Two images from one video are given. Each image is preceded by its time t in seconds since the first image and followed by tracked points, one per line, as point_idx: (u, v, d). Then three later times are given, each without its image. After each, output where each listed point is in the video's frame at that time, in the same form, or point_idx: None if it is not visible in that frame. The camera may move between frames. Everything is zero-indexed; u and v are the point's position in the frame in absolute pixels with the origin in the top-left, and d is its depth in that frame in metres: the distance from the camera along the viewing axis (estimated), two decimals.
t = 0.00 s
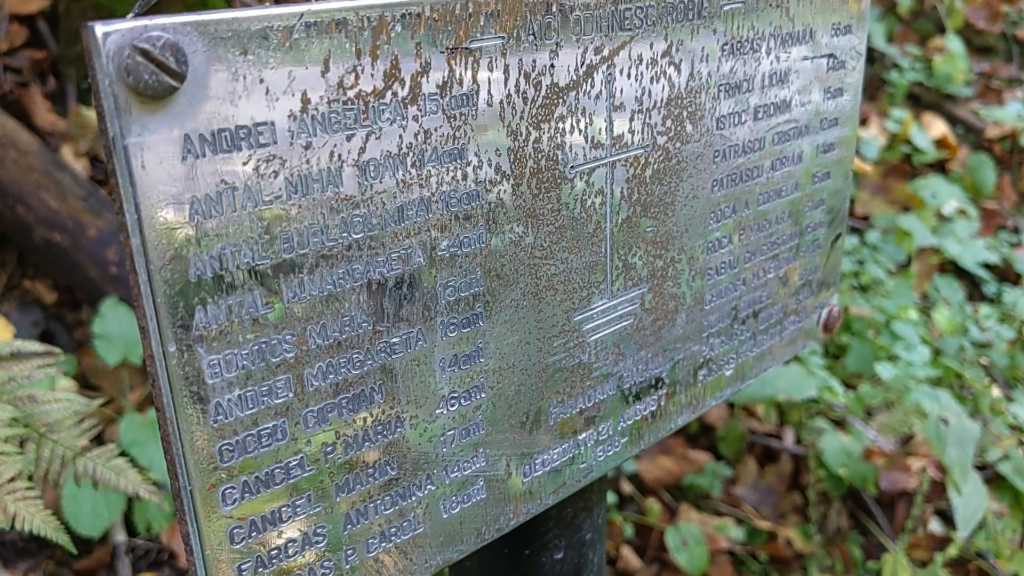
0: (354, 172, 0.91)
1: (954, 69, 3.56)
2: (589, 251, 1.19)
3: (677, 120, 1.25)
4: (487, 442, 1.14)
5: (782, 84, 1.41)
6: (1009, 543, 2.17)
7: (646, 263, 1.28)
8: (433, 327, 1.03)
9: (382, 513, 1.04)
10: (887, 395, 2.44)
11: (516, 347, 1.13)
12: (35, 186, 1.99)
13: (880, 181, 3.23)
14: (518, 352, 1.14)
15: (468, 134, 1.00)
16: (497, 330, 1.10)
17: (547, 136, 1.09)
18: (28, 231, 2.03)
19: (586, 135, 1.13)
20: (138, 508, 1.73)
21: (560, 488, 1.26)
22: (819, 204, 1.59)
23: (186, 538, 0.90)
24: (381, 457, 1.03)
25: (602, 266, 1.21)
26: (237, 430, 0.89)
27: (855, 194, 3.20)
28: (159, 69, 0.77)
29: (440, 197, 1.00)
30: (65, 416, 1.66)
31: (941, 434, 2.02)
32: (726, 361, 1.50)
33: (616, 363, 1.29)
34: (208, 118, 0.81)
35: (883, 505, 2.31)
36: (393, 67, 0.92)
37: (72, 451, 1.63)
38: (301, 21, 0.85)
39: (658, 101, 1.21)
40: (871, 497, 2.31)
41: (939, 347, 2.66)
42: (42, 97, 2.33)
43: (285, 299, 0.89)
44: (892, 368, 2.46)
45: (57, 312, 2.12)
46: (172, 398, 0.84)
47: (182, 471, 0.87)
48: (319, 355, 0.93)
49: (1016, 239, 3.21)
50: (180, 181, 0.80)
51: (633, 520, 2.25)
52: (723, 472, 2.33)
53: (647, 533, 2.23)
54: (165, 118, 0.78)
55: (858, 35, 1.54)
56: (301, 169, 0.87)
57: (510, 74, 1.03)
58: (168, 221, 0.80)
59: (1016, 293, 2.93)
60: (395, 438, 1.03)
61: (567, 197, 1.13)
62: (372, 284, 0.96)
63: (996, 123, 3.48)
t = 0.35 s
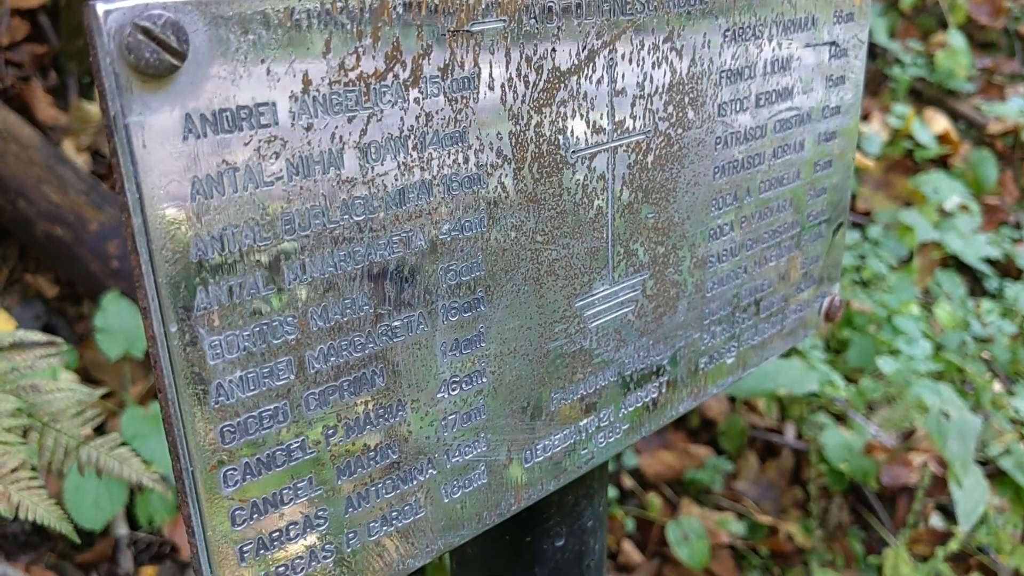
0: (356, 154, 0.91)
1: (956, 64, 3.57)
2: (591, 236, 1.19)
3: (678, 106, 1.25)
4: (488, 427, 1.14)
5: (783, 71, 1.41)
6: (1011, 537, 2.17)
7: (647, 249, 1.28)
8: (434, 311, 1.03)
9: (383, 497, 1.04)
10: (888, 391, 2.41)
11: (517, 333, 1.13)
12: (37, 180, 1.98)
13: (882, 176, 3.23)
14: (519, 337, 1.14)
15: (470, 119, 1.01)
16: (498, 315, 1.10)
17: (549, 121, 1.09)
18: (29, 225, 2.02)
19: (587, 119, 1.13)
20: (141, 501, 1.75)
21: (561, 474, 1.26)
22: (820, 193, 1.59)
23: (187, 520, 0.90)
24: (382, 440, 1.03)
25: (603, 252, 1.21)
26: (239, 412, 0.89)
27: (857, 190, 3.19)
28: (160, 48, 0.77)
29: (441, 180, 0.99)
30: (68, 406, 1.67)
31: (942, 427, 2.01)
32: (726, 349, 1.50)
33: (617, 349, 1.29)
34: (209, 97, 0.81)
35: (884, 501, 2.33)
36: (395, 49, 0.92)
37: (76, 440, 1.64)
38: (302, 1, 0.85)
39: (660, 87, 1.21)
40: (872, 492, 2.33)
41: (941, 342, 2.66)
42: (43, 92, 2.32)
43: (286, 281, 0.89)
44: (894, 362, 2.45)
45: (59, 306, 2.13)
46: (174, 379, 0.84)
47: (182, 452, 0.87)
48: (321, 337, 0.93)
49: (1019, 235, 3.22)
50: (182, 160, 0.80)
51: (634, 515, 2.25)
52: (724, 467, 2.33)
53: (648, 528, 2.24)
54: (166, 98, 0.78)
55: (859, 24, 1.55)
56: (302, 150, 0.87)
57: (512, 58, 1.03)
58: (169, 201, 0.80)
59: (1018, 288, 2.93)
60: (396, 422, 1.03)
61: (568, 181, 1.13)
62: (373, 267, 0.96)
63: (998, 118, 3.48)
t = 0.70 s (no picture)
0: (362, 137, 0.91)
1: (959, 58, 3.54)
2: (595, 222, 1.19)
3: (683, 93, 1.25)
4: (493, 412, 1.14)
5: (788, 59, 1.41)
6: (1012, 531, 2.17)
7: (652, 236, 1.28)
8: (439, 295, 1.03)
9: (388, 481, 1.05)
10: (892, 380, 2.41)
11: (522, 318, 1.14)
12: (40, 173, 1.99)
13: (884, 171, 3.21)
14: (523, 323, 1.14)
15: (475, 104, 1.01)
16: (504, 300, 1.11)
17: (554, 106, 1.09)
18: (32, 218, 2.02)
19: (592, 105, 1.13)
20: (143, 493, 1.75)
21: (565, 460, 1.26)
22: (824, 182, 1.59)
23: (194, 503, 0.90)
24: (387, 424, 1.03)
25: (608, 238, 1.21)
26: (245, 394, 0.90)
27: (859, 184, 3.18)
28: (168, 28, 0.77)
29: (447, 165, 1.00)
30: (74, 396, 1.68)
31: (945, 419, 2.01)
32: (730, 337, 1.50)
33: (622, 336, 1.29)
34: (216, 78, 0.81)
35: (885, 495, 2.34)
36: (401, 33, 0.92)
37: (82, 431, 1.65)
38: None
39: (665, 73, 1.21)
40: (874, 487, 2.34)
41: (943, 336, 2.66)
42: (46, 84, 2.32)
43: (292, 264, 0.89)
44: (896, 355, 2.45)
45: (62, 299, 2.13)
46: (182, 361, 0.84)
47: (189, 434, 0.87)
48: (327, 321, 0.94)
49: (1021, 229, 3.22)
50: (189, 141, 0.80)
51: (636, 508, 2.25)
52: (726, 460, 2.33)
53: (650, 521, 2.23)
54: (174, 79, 0.79)
55: (864, 11, 1.55)
56: (309, 132, 0.87)
57: (518, 43, 1.03)
58: (176, 183, 0.80)
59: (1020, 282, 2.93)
60: (402, 406, 1.04)
61: (573, 167, 1.13)
62: (379, 251, 0.96)
63: (1001, 113, 3.47)
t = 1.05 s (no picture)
0: (359, 123, 0.90)
1: (963, 54, 3.51)
2: (595, 212, 1.18)
3: (684, 81, 1.24)
4: (491, 402, 1.13)
5: (790, 48, 1.41)
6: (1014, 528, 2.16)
7: (651, 226, 1.27)
8: (437, 284, 1.03)
9: (385, 471, 1.04)
10: (893, 377, 2.39)
11: (520, 307, 1.13)
12: (40, 167, 1.98)
13: (887, 167, 3.20)
14: (522, 312, 1.13)
15: (473, 90, 1.00)
16: (502, 289, 1.10)
17: (553, 93, 1.08)
18: (33, 212, 2.01)
19: (592, 93, 1.12)
20: (144, 489, 1.75)
21: (564, 452, 1.25)
22: (826, 172, 1.58)
23: (189, 492, 0.89)
24: (385, 414, 1.02)
25: (608, 228, 1.20)
26: (241, 381, 0.89)
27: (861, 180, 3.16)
28: (161, 10, 0.76)
29: (445, 152, 0.99)
30: (73, 388, 1.68)
31: (947, 415, 2.00)
32: (730, 329, 1.49)
33: (621, 327, 1.28)
34: (210, 62, 0.80)
35: (886, 492, 2.34)
36: (398, 18, 0.91)
37: (80, 423, 1.64)
38: None
39: (665, 61, 1.21)
40: (876, 483, 2.34)
41: (946, 332, 2.65)
42: (47, 79, 2.32)
43: (288, 251, 0.88)
44: (898, 351, 2.44)
45: (63, 293, 2.11)
46: (176, 348, 0.84)
47: (184, 422, 0.86)
48: (322, 308, 0.93)
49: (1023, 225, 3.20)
50: (183, 125, 0.79)
51: (637, 504, 2.24)
52: (727, 457, 2.32)
53: (651, 517, 2.23)
54: (167, 63, 0.78)
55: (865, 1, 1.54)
56: (304, 117, 0.86)
57: (516, 31, 1.02)
58: (170, 168, 0.80)
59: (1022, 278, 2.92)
60: (399, 395, 1.03)
61: (572, 155, 1.12)
62: (376, 238, 0.95)
63: (1003, 109, 3.46)
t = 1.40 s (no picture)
0: (354, 109, 0.90)
1: (964, 50, 3.51)
2: (593, 200, 1.17)
3: (682, 70, 1.23)
4: (488, 391, 1.13)
5: (789, 37, 1.40)
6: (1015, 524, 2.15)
7: (650, 215, 1.26)
8: (433, 272, 1.02)
9: (382, 459, 1.04)
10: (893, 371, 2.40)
11: (517, 296, 1.12)
12: (40, 162, 1.98)
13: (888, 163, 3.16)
14: (519, 301, 1.13)
15: (470, 75, 0.99)
16: (499, 278, 1.09)
17: (550, 80, 1.07)
18: (32, 207, 2.00)
19: (589, 81, 1.12)
20: (144, 482, 1.75)
21: (562, 442, 1.25)
22: (826, 163, 1.58)
23: (183, 480, 0.89)
24: (380, 402, 1.02)
25: (606, 217, 1.20)
26: (235, 368, 0.88)
27: (862, 175, 3.15)
28: None
29: (442, 138, 0.98)
30: (71, 381, 1.66)
31: (947, 409, 1.99)
32: (729, 320, 1.48)
33: (619, 317, 1.28)
34: (203, 46, 0.79)
35: (887, 488, 2.34)
36: (394, 3, 0.91)
37: (78, 416, 1.63)
38: None
39: (663, 49, 1.20)
40: (875, 479, 2.34)
41: (947, 327, 2.64)
42: (47, 74, 2.31)
43: (283, 237, 0.88)
44: (898, 345, 2.43)
45: (63, 289, 2.11)
46: (170, 334, 0.83)
47: (178, 409, 0.86)
48: (318, 295, 0.92)
49: None
50: (176, 108, 0.79)
51: (636, 499, 2.23)
52: (727, 452, 2.31)
53: (651, 512, 2.22)
54: (160, 46, 0.77)
55: None
56: (299, 101, 0.86)
57: (513, 18, 1.02)
58: (164, 153, 0.79)
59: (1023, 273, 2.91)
60: (395, 383, 1.03)
61: (570, 143, 1.12)
62: (371, 226, 0.95)
63: (1005, 105, 3.45)
